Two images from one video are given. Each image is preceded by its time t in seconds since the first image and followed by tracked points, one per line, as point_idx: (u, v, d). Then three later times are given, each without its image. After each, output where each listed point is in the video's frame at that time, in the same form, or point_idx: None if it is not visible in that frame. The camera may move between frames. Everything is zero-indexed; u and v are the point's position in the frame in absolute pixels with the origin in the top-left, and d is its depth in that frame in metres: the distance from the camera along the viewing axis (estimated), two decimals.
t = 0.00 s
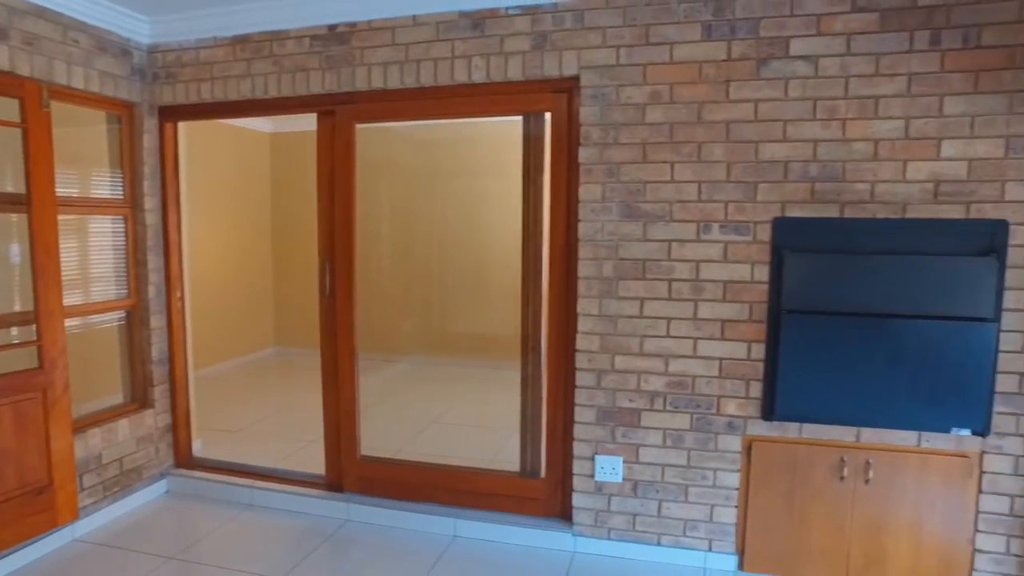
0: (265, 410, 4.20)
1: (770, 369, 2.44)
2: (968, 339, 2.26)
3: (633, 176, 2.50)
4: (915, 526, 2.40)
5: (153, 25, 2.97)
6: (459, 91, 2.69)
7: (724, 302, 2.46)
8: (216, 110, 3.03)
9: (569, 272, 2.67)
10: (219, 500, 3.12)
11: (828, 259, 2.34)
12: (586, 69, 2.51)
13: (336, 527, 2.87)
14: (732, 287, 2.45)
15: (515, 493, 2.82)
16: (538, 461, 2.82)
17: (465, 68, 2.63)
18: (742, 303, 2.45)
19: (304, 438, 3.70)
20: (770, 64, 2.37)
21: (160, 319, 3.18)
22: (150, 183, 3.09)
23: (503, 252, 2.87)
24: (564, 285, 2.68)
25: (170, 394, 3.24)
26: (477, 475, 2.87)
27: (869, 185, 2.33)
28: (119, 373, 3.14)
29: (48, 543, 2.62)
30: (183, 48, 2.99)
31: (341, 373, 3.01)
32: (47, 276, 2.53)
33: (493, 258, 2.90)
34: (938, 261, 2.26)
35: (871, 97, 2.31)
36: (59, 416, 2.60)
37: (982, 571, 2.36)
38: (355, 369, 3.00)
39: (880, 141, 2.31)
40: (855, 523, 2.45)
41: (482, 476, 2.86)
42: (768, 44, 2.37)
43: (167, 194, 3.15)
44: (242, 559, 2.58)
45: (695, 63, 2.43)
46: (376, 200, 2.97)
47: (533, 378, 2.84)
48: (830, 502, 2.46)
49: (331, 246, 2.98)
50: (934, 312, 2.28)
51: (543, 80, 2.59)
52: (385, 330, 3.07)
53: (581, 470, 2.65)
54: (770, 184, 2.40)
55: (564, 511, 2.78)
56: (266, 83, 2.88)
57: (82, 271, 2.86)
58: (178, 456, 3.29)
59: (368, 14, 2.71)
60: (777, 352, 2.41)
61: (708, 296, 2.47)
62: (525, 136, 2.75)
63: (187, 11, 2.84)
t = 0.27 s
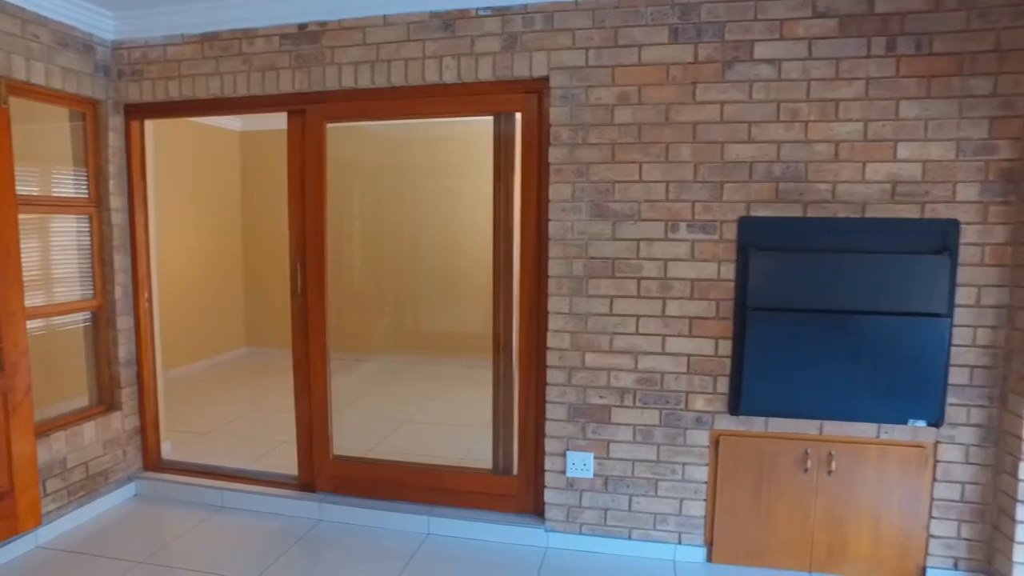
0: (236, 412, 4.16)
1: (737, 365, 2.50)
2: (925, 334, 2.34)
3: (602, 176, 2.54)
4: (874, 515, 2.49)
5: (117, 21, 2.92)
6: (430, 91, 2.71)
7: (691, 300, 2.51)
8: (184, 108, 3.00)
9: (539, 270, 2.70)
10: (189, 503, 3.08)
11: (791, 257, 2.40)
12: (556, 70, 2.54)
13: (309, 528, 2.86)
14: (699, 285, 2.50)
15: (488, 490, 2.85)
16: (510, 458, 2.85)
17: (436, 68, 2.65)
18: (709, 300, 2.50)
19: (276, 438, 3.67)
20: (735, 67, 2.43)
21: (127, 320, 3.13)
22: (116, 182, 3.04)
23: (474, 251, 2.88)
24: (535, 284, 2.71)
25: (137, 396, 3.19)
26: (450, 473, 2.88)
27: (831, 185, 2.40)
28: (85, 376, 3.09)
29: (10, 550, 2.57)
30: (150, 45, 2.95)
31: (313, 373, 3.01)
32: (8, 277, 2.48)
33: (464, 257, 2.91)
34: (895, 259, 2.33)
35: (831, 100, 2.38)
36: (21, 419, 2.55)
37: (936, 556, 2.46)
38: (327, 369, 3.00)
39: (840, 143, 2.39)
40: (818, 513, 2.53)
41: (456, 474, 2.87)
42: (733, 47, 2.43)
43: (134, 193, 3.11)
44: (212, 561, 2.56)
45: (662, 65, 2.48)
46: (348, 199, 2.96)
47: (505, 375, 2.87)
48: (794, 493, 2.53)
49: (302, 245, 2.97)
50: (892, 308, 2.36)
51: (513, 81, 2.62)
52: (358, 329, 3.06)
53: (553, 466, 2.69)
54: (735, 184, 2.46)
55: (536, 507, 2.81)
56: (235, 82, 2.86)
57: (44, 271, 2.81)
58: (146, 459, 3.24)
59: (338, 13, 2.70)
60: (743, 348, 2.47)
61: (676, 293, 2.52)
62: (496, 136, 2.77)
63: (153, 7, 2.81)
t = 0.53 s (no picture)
0: (210, 413, 4.12)
1: (708, 361, 2.55)
2: (888, 329, 2.42)
3: (576, 176, 2.58)
4: (841, 506, 2.57)
5: (86, 17, 2.88)
6: (406, 91, 2.72)
7: (664, 298, 2.56)
8: (155, 106, 2.96)
9: (514, 268, 2.73)
10: (163, 505, 3.05)
11: (760, 256, 2.46)
12: (530, 71, 2.57)
13: (285, 528, 2.86)
14: (671, 283, 2.55)
15: (465, 488, 2.87)
16: (486, 455, 2.88)
17: (411, 68, 2.66)
18: (681, 298, 2.55)
19: (251, 439, 3.65)
20: (706, 70, 2.48)
21: (98, 321, 3.09)
22: (85, 181, 3.00)
23: (450, 250, 2.90)
24: (510, 282, 2.74)
25: (109, 398, 3.15)
26: (427, 471, 2.90)
27: (798, 185, 2.47)
28: (54, 378, 3.04)
29: None
30: (120, 42, 2.92)
31: (289, 372, 3.00)
32: None
33: (441, 256, 2.93)
34: (859, 257, 2.41)
35: (798, 103, 2.45)
36: None
37: (898, 544, 2.55)
38: (303, 368, 3.00)
39: (807, 145, 2.46)
40: (787, 505, 2.60)
41: (433, 472, 2.89)
42: (704, 50, 2.48)
43: (104, 193, 3.07)
44: (187, 563, 2.55)
45: (635, 67, 2.52)
46: (323, 198, 2.96)
47: (481, 374, 2.89)
48: (764, 486, 2.60)
49: (278, 245, 2.96)
50: (856, 304, 2.44)
51: (488, 82, 2.64)
52: (334, 329, 3.06)
53: (529, 463, 2.72)
54: (706, 184, 2.51)
55: (513, 504, 2.84)
56: (208, 80, 2.84)
57: (11, 272, 2.76)
58: (118, 461, 3.20)
59: (313, 12, 2.70)
60: (714, 345, 2.52)
61: (649, 291, 2.57)
62: (471, 136, 2.80)
63: (124, 4, 2.77)
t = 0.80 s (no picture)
0: (180, 415, 4.06)
1: (677, 357, 2.61)
2: (849, 325, 2.50)
3: (548, 176, 2.62)
4: (806, 497, 2.64)
5: (50, 12, 2.83)
6: (380, 91, 2.73)
7: (634, 295, 2.61)
8: (123, 104, 2.92)
9: (487, 267, 2.76)
10: (132, 508, 3.02)
11: (727, 254, 2.52)
12: (502, 72, 2.60)
13: (259, 528, 2.85)
14: (641, 281, 2.60)
15: (440, 485, 2.89)
16: (461, 453, 2.90)
17: (384, 68, 2.67)
18: (651, 296, 2.60)
19: (222, 441, 3.61)
20: (674, 72, 2.54)
21: (65, 322, 3.04)
22: (50, 180, 2.95)
23: (423, 249, 2.92)
24: (483, 280, 2.77)
25: (76, 400, 3.11)
26: (402, 469, 2.91)
27: (764, 185, 2.54)
28: (18, 381, 2.98)
29: None
30: (86, 38, 2.87)
31: (262, 372, 2.98)
32: None
33: (413, 255, 2.94)
34: (821, 255, 2.48)
35: (763, 105, 2.52)
36: None
37: (860, 532, 2.64)
38: (276, 368, 2.99)
39: (772, 146, 2.53)
40: (754, 497, 2.67)
41: (408, 470, 2.91)
42: (672, 53, 2.53)
43: (70, 192, 3.02)
44: (158, 566, 2.52)
45: (605, 69, 2.57)
46: (296, 197, 2.95)
47: (455, 372, 2.92)
48: (731, 479, 2.66)
49: (250, 244, 2.95)
50: (819, 301, 2.51)
51: (461, 82, 2.67)
52: (307, 328, 3.05)
53: (503, 459, 2.75)
54: (675, 184, 2.57)
55: (487, 500, 2.87)
56: (178, 78, 2.81)
57: None
58: (85, 465, 3.15)
59: (285, 11, 2.69)
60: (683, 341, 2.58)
61: (619, 289, 2.61)
62: (444, 135, 2.82)
63: None
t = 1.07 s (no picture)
0: (148, 417, 4.02)
1: (645, 354, 2.66)
2: (811, 320, 2.57)
3: (518, 175, 2.65)
4: (771, 489, 2.71)
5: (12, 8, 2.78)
6: (351, 91, 2.74)
7: (602, 293, 2.65)
8: (88, 101, 2.89)
9: (458, 265, 2.79)
10: (100, 511, 2.98)
11: (693, 252, 2.58)
12: (472, 73, 2.63)
13: (231, 529, 2.84)
14: (610, 279, 2.65)
15: (413, 482, 2.91)
16: (433, 450, 2.92)
17: (355, 68, 2.68)
18: (620, 294, 2.65)
19: (192, 442, 3.58)
20: (641, 74, 2.59)
21: (29, 324, 3.00)
22: (11, 179, 2.91)
23: (395, 247, 2.93)
24: (454, 279, 2.79)
25: (40, 402, 3.06)
26: (374, 467, 2.92)
27: (728, 185, 2.60)
28: None
29: None
30: (49, 34, 2.83)
31: (233, 373, 2.96)
32: None
33: (385, 253, 2.96)
34: (783, 253, 2.55)
35: (728, 107, 2.58)
36: None
37: (822, 521, 2.72)
38: (248, 368, 2.97)
39: (736, 147, 2.59)
40: (721, 489, 2.73)
41: (381, 468, 2.92)
42: (640, 55, 2.58)
43: (33, 191, 2.98)
44: (126, 569, 2.50)
45: (574, 71, 2.61)
46: (267, 197, 2.94)
47: (427, 370, 2.93)
48: (699, 472, 2.72)
49: (220, 244, 2.93)
50: (782, 297, 2.58)
51: (432, 83, 2.69)
52: (279, 328, 3.05)
53: (475, 456, 2.78)
54: (642, 184, 2.62)
55: (460, 496, 2.90)
56: (146, 76, 2.79)
57: None
58: (50, 468, 3.11)
59: (255, 10, 2.69)
60: (650, 338, 2.63)
61: (588, 287, 2.66)
62: (415, 135, 2.84)
63: None
